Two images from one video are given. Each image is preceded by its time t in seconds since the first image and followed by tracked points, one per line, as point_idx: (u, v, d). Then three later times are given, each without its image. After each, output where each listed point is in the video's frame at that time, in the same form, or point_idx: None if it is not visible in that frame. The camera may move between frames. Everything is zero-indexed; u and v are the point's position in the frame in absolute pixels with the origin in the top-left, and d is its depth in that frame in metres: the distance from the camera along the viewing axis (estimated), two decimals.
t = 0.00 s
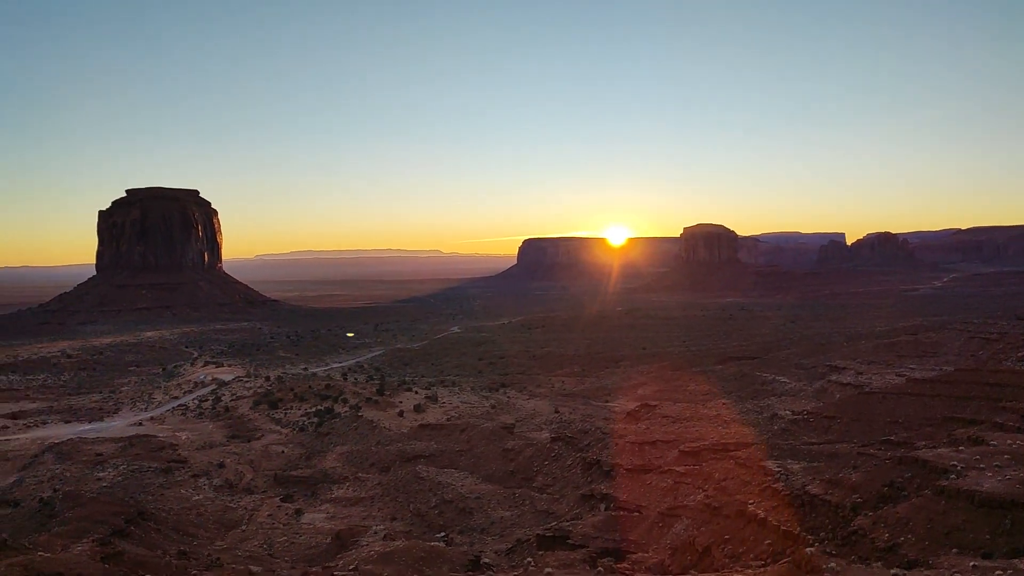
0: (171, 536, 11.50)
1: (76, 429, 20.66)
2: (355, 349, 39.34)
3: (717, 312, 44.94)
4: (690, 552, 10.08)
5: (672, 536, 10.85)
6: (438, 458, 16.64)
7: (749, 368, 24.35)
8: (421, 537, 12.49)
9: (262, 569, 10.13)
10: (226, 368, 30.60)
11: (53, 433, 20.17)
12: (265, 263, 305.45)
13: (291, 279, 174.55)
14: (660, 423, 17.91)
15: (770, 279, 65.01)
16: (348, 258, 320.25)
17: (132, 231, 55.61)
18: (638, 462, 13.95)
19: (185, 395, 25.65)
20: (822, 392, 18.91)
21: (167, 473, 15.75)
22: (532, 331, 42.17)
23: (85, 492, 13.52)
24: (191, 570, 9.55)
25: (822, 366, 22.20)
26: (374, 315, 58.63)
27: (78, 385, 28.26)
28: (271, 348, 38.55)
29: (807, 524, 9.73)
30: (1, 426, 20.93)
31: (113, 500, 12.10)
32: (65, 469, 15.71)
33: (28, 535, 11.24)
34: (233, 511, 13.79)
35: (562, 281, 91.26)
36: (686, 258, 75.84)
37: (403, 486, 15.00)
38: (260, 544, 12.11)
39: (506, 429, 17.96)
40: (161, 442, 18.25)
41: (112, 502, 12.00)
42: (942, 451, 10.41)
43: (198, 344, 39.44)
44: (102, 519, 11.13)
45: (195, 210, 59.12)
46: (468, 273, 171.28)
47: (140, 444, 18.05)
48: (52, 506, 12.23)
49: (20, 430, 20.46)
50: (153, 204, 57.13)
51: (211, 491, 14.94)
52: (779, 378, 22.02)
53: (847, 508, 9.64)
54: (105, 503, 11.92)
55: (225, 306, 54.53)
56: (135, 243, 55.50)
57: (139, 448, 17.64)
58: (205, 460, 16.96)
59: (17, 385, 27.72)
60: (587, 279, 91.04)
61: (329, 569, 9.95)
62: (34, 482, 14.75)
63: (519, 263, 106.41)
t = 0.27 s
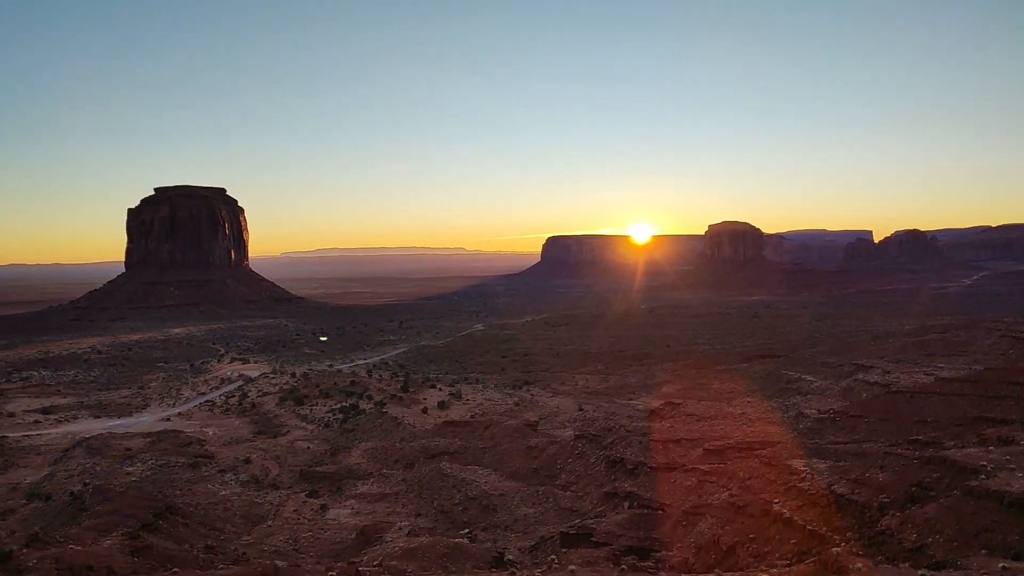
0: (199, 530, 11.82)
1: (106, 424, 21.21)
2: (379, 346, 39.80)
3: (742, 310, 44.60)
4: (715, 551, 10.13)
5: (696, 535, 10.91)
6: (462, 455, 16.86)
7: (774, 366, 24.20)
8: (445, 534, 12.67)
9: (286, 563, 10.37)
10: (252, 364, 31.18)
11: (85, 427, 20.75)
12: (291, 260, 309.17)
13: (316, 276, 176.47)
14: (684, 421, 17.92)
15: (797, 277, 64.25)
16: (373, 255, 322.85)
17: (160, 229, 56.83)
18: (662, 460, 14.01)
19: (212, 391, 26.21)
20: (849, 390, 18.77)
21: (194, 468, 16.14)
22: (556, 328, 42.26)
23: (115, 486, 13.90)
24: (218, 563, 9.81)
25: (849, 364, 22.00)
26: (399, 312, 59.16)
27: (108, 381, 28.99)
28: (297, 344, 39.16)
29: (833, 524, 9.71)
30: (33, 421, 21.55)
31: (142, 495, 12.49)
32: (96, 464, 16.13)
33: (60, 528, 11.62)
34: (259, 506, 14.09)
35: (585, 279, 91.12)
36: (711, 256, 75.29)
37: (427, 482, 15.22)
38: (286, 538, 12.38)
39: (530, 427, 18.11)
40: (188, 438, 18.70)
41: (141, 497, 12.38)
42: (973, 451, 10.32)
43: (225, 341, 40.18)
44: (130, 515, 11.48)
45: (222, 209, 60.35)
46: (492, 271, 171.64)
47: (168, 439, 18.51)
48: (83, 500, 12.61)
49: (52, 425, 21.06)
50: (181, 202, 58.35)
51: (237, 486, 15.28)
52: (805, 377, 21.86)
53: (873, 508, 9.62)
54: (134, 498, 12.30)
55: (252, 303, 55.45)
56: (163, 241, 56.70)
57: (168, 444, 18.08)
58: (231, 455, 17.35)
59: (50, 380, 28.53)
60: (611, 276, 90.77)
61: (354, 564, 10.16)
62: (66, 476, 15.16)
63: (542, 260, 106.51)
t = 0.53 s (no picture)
0: (225, 525, 12.15)
1: (135, 419, 21.75)
2: (404, 343, 40.18)
3: (769, 308, 44.19)
4: (742, 550, 10.15)
5: (722, 534, 10.95)
6: (487, 452, 17.05)
7: (802, 365, 24.01)
8: (470, 530, 12.83)
9: (312, 559, 10.61)
10: (279, 361, 31.76)
11: (115, 422, 21.30)
12: (317, 258, 312.31)
13: (342, 274, 178.42)
14: (710, 420, 17.86)
15: (825, 275, 63.41)
16: (398, 253, 325.73)
17: (188, 227, 58.14)
18: (688, 459, 14.05)
19: (239, 387, 26.78)
20: (877, 390, 18.56)
21: (221, 464, 16.52)
22: (580, 326, 42.26)
23: (144, 480, 14.28)
24: (245, 557, 10.06)
25: (878, 363, 21.75)
26: (424, 309, 59.63)
27: (138, 377, 29.74)
28: (323, 341, 39.75)
29: (861, 524, 9.67)
30: (65, 415, 22.17)
31: (169, 489, 12.84)
32: (125, 458, 16.54)
33: (90, 521, 11.97)
34: (285, 501, 14.37)
35: (610, 277, 90.87)
36: (738, 254, 74.61)
37: (453, 479, 15.42)
38: (312, 534, 12.64)
39: (554, 425, 18.22)
40: (215, 434, 19.13)
41: (167, 492, 12.72)
42: (1005, 451, 10.20)
43: (253, 337, 40.94)
44: (157, 511, 11.81)
45: (249, 207, 61.69)
46: (517, 268, 171.81)
47: (196, 435, 18.95)
48: (112, 493, 12.97)
49: (81, 419, 21.66)
50: (207, 200, 59.77)
51: (263, 481, 15.59)
52: (833, 376, 21.66)
53: (902, 509, 9.57)
54: (161, 493, 12.64)
55: (279, 300, 56.33)
56: (191, 238, 57.91)
57: (195, 439, 18.51)
58: (258, 452, 17.72)
59: (82, 376, 29.32)
60: (636, 274, 90.41)
61: (379, 560, 10.35)
62: (97, 470, 15.57)
63: (567, 258, 106.49)
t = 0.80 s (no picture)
0: (251, 520, 12.48)
1: (164, 415, 22.28)
2: (430, 341, 40.52)
3: (797, 306, 43.70)
4: (770, 550, 10.15)
5: (749, 534, 10.96)
6: (512, 450, 17.21)
7: (830, 364, 23.76)
8: (495, 528, 12.97)
9: (338, 554, 10.86)
10: (305, 357, 32.27)
11: (144, 418, 21.82)
12: (344, 255, 315.30)
13: (369, 271, 180.23)
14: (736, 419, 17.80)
15: (855, 272, 62.42)
16: (425, 250, 327.86)
17: (216, 224, 59.28)
18: (714, 457, 14.05)
19: (266, 383, 27.30)
20: (908, 389, 18.33)
21: (248, 459, 16.89)
22: (606, 324, 42.17)
23: (173, 475, 14.68)
24: (270, 551, 10.33)
25: (908, 362, 21.45)
26: (450, 306, 60.03)
27: (167, 373, 30.44)
28: (349, 338, 40.29)
29: (891, 525, 9.62)
30: (96, 410, 22.77)
31: (197, 484, 13.18)
32: (154, 453, 16.97)
33: (120, 515, 12.32)
34: (312, 497, 14.68)
35: (635, 274, 90.50)
36: (766, 251, 73.78)
37: (478, 476, 15.61)
38: (337, 530, 12.88)
39: (579, 422, 18.30)
40: (243, 429, 19.55)
41: (194, 487, 13.03)
42: None
43: (280, 334, 41.64)
44: (184, 507, 12.10)
45: (275, 203, 62.91)
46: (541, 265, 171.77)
47: (223, 431, 19.39)
48: (140, 489, 13.36)
49: (111, 414, 22.25)
50: (235, 198, 60.94)
51: (290, 477, 15.92)
52: (862, 375, 21.40)
53: (933, 510, 9.49)
54: (188, 488, 12.95)
55: (306, 297, 57.17)
56: (219, 235, 59.03)
57: (222, 435, 18.92)
58: (284, 447, 18.09)
59: (112, 371, 30.07)
60: (662, 272, 89.88)
61: (404, 556, 10.56)
62: (126, 464, 15.98)
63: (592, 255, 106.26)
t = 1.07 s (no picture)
0: (277, 514, 12.82)
1: (192, 409, 22.84)
2: (454, 337, 40.89)
3: (825, 303, 43.20)
4: (796, 549, 10.20)
5: (775, 532, 11.01)
6: (536, 446, 17.41)
7: (858, 362, 23.53)
8: (520, 524, 13.16)
9: (363, 549, 11.13)
10: (331, 353, 32.79)
11: (172, 412, 22.37)
12: (369, 251, 317.30)
13: (394, 267, 181.72)
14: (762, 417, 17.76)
15: (886, 269, 61.42)
16: (450, 246, 329.37)
17: (243, 220, 60.20)
18: (739, 455, 14.08)
19: (293, 378, 27.83)
20: (937, 388, 18.13)
21: (274, 454, 17.29)
22: (630, 321, 42.16)
23: (200, 469, 15.09)
24: (296, 545, 10.63)
25: (938, 360, 21.17)
26: (475, 302, 60.40)
27: (195, 367, 31.15)
28: (375, 334, 40.80)
29: (921, 525, 9.62)
30: (125, 405, 23.40)
31: (225, 478, 13.56)
32: (182, 447, 17.44)
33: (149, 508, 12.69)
34: (337, 492, 15.01)
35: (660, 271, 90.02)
36: (793, 248, 72.92)
37: (504, 472, 15.83)
38: (363, 525, 13.16)
39: (603, 419, 18.41)
40: (269, 424, 19.99)
41: (221, 481, 13.37)
42: None
43: (306, 329, 42.29)
44: (212, 500, 12.47)
45: (301, 200, 63.89)
46: (565, 262, 171.53)
47: (250, 425, 19.85)
48: (168, 482, 13.77)
49: (140, 408, 22.87)
50: (261, 194, 61.83)
51: (316, 472, 16.28)
52: (890, 373, 21.23)
53: (965, 508, 9.45)
54: (214, 482, 13.30)
55: (331, 293, 57.95)
56: (246, 231, 59.95)
57: (249, 430, 19.37)
58: (310, 442, 18.48)
59: (142, 366, 30.81)
60: (687, 268, 89.30)
61: (429, 552, 10.78)
62: (155, 458, 16.40)
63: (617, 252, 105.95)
